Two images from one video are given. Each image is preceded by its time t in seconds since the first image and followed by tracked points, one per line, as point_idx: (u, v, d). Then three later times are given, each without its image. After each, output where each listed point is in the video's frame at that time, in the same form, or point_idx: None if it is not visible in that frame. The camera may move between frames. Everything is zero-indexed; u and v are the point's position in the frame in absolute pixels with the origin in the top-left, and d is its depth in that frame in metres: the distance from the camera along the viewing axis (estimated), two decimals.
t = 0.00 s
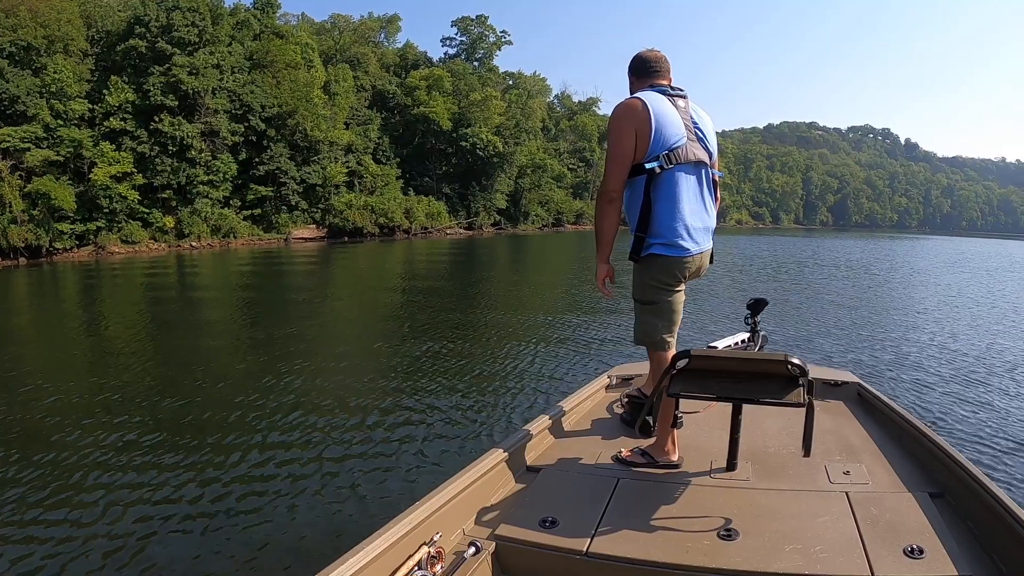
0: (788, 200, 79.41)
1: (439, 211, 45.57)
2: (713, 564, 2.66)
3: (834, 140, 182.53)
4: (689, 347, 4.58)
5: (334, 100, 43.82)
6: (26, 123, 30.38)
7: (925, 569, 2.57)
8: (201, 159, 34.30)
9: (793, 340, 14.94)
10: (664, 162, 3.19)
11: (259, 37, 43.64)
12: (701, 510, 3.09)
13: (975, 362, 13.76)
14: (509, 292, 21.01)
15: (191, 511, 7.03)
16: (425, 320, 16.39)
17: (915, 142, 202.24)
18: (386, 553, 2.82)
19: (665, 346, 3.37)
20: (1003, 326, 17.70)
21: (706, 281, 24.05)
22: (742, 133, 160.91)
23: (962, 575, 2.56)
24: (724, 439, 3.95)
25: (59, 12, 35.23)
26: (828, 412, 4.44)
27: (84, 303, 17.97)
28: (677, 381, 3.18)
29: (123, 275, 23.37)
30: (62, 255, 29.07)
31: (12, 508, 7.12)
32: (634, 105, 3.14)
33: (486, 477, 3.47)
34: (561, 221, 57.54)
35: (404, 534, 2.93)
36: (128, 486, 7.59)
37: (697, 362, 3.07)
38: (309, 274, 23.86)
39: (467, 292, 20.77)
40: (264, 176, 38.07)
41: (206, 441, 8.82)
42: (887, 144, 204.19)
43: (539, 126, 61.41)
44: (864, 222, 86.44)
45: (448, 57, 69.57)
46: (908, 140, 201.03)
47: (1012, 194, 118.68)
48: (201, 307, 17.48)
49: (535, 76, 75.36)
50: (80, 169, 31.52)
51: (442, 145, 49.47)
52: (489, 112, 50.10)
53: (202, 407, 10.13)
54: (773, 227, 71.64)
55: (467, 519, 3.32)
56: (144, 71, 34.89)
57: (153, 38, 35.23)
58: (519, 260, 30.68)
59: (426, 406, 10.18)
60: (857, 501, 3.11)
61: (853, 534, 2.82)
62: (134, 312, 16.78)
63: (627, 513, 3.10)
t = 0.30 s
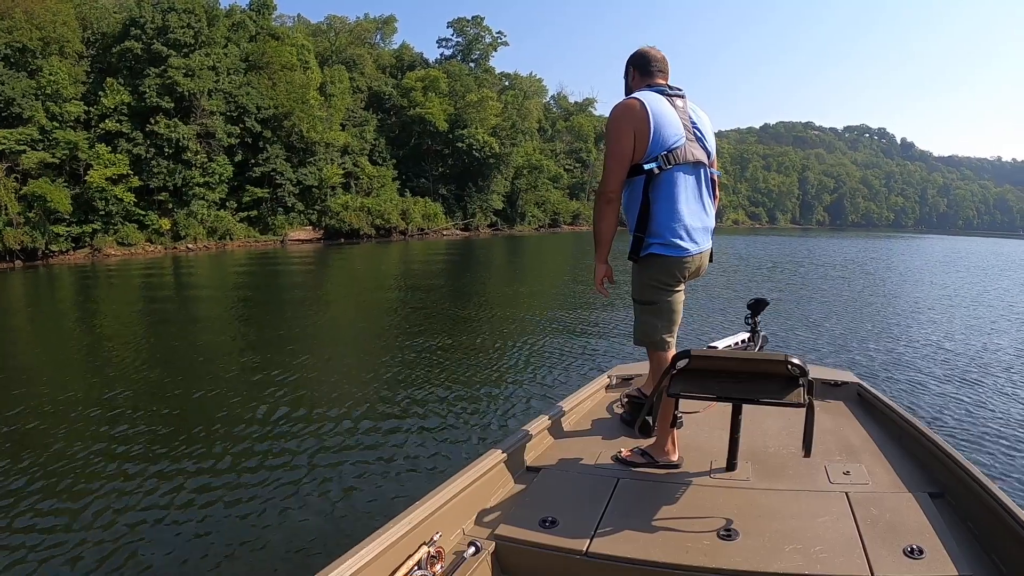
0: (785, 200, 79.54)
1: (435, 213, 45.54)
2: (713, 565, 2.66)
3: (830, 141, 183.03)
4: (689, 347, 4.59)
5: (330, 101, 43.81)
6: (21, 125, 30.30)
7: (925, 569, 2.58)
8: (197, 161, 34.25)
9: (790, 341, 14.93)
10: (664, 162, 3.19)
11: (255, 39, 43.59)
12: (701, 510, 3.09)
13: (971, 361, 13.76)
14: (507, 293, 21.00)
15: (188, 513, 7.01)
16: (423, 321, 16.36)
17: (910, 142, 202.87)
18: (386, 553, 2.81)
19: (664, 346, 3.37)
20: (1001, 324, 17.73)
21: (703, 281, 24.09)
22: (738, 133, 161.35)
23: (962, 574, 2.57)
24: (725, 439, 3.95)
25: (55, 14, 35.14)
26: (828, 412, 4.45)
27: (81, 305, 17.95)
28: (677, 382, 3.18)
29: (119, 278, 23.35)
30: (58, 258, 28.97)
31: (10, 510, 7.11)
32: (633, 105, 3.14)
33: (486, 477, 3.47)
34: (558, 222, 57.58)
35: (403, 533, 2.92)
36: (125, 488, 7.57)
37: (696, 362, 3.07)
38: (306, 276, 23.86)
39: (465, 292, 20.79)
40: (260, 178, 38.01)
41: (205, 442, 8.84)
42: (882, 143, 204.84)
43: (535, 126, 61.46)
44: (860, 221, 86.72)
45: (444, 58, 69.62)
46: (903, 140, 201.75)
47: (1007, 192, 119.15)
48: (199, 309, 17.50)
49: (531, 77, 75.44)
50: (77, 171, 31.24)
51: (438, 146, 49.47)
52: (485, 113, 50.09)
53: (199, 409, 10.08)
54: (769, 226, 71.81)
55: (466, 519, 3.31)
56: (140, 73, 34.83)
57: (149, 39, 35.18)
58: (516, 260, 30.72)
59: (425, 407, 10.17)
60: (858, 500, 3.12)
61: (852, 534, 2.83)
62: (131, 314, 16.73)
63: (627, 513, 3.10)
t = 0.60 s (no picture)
0: (781, 200, 79.68)
1: (432, 213, 45.54)
2: (713, 564, 2.67)
3: (826, 141, 183.46)
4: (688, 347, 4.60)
5: (327, 101, 43.75)
6: (17, 126, 30.18)
7: (925, 569, 2.58)
8: (193, 161, 34.16)
9: (789, 341, 14.88)
10: (664, 162, 3.20)
11: (251, 39, 43.52)
12: (701, 511, 3.10)
13: (971, 361, 13.73)
14: (504, 293, 21.00)
15: (187, 514, 6.99)
16: (421, 322, 16.31)
17: (906, 141, 203.45)
18: (386, 553, 2.81)
19: (664, 347, 3.38)
20: (1000, 324, 17.73)
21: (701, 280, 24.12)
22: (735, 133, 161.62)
23: (962, 574, 2.57)
24: (725, 439, 3.96)
25: (50, 14, 35.02)
26: (828, 412, 4.46)
27: (78, 307, 17.92)
28: (677, 381, 3.18)
29: (115, 279, 23.34)
30: (55, 259, 28.84)
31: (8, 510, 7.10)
32: (634, 104, 3.13)
33: (486, 477, 3.47)
34: (554, 222, 57.60)
35: (405, 533, 2.92)
36: (123, 489, 7.55)
37: (696, 362, 3.07)
38: (303, 276, 23.88)
39: (462, 293, 20.80)
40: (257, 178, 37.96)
41: (204, 443, 8.82)
42: (878, 143, 205.40)
43: (532, 126, 61.47)
44: (857, 221, 86.96)
45: (441, 58, 69.63)
46: (899, 140, 202.44)
47: (1002, 192, 119.58)
48: (195, 309, 17.50)
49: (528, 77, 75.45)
50: (73, 172, 31.08)
51: (435, 146, 49.45)
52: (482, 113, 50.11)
53: (197, 410, 10.05)
54: (766, 226, 71.90)
55: (466, 519, 3.31)
56: (136, 74, 34.76)
57: (145, 40, 35.13)
58: (513, 260, 30.73)
59: (424, 408, 10.15)
60: (857, 501, 3.12)
61: (853, 534, 2.83)
62: (128, 315, 16.69)
63: (627, 513, 3.10)
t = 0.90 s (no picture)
0: (778, 199, 79.77)
1: (429, 212, 45.46)
2: (713, 565, 2.67)
3: (823, 140, 183.78)
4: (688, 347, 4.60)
5: (324, 100, 43.63)
6: (13, 124, 30.02)
7: (925, 569, 2.59)
8: (190, 160, 34.04)
9: (789, 342, 14.85)
10: (667, 163, 3.20)
11: (248, 37, 43.35)
12: (701, 510, 3.10)
13: (971, 362, 13.72)
14: (501, 292, 20.98)
15: (183, 514, 6.98)
16: (419, 321, 16.27)
17: (903, 141, 203.80)
18: (385, 554, 2.80)
19: (664, 347, 3.38)
20: (998, 324, 17.74)
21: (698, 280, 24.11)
22: (732, 133, 161.80)
23: (961, 574, 2.59)
24: (724, 439, 3.97)
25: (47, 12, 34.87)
26: (828, 412, 4.47)
27: (74, 305, 17.90)
28: (677, 382, 3.18)
29: (111, 277, 23.32)
30: (51, 258, 28.72)
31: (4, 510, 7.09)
32: (635, 103, 3.12)
33: (485, 477, 3.47)
34: (551, 221, 57.54)
35: (405, 533, 2.91)
36: (118, 490, 7.52)
37: (696, 362, 3.07)
38: (300, 275, 23.85)
39: (459, 292, 20.77)
40: (253, 177, 37.84)
41: (201, 442, 8.80)
42: (875, 142, 205.77)
43: (529, 125, 61.43)
44: (854, 220, 87.07)
45: (438, 57, 69.55)
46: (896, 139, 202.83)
47: (998, 191, 119.96)
48: (192, 308, 17.47)
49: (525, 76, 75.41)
50: (68, 170, 31.02)
51: (432, 145, 49.37)
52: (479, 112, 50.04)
53: (193, 410, 10.02)
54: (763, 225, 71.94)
55: (466, 519, 3.30)
56: (132, 72, 34.63)
57: (142, 38, 35.03)
58: (510, 259, 30.70)
59: (421, 408, 10.13)
60: (857, 501, 3.13)
61: (852, 534, 2.84)
62: (124, 314, 16.65)
63: (627, 513, 3.10)
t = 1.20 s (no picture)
0: (775, 199, 79.86)
1: (426, 211, 45.41)
2: (713, 564, 2.67)
3: (820, 141, 184.04)
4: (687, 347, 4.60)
5: (321, 98, 43.55)
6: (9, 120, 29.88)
7: (925, 569, 2.60)
8: (187, 158, 33.92)
9: (789, 342, 14.80)
10: (670, 165, 3.20)
11: (245, 35, 43.23)
12: (701, 510, 3.10)
13: (971, 363, 13.71)
14: (499, 291, 20.96)
15: (178, 513, 6.97)
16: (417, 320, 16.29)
17: (900, 141, 204.19)
18: (385, 554, 2.80)
19: (664, 347, 3.38)
20: (996, 325, 17.78)
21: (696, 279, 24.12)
22: (730, 133, 161.90)
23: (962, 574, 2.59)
24: (724, 438, 3.98)
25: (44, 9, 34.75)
26: (828, 412, 4.48)
27: (70, 303, 17.86)
28: (677, 382, 3.19)
29: (108, 276, 23.26)
30: (47, 256, 28.63)
31: None
32: (638, 103, 3.11)
33: (485, 477, 3.46)
34: (549, 220, 57.50)
35: (404, 533, 2.91)
36: (113, 487, 7.52)
37: (697, 362, 3.07)
38: (296, 274, 23.82)
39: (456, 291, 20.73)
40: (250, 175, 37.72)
41: (197, 441, 8.80)
42: (871, 143, 206.01)
43: (526, 124, 61.37)
44: (851, 220, 87.20)
45: (436, 56, 69.48)
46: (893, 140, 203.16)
47: (994, 192, 120.35)
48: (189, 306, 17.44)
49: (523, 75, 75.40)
50: (65, 168, 30.98)
51: (430, 144, 49.32)
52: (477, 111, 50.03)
53: (189, 408, 10.04)
54: (760, 225, 71.97)
55: (466, 520, 3.30)
56: (130, 70, 34.56)
57: (139, 36, 34.98)
58: (507, 259, 30.70)
59: (418, 406, 10.13)
60: (857, 501, 3.14)
61: (852, 534, 2.85)
62: (120, 312, 16.66)
63: (626, 513, 3.10)
